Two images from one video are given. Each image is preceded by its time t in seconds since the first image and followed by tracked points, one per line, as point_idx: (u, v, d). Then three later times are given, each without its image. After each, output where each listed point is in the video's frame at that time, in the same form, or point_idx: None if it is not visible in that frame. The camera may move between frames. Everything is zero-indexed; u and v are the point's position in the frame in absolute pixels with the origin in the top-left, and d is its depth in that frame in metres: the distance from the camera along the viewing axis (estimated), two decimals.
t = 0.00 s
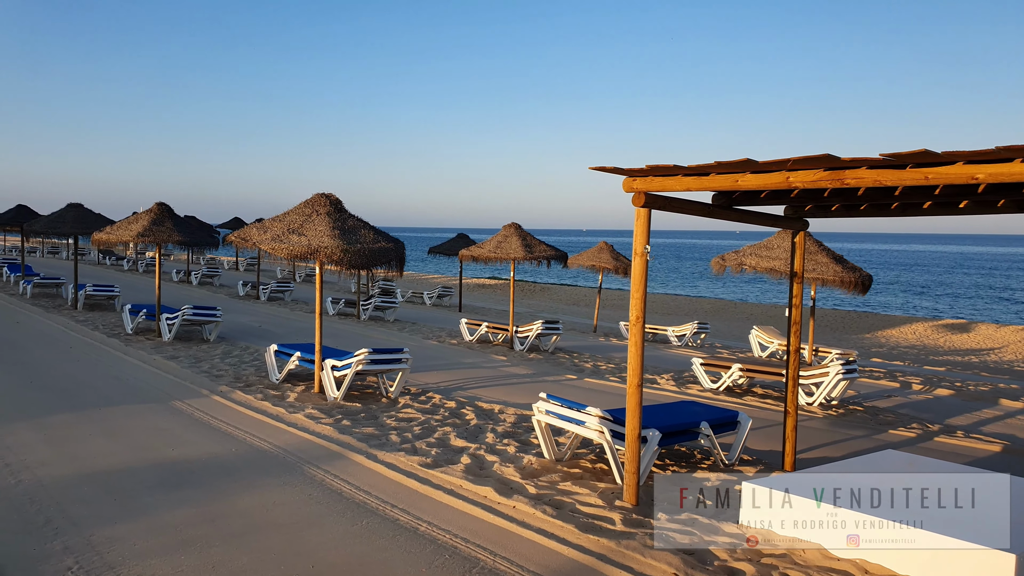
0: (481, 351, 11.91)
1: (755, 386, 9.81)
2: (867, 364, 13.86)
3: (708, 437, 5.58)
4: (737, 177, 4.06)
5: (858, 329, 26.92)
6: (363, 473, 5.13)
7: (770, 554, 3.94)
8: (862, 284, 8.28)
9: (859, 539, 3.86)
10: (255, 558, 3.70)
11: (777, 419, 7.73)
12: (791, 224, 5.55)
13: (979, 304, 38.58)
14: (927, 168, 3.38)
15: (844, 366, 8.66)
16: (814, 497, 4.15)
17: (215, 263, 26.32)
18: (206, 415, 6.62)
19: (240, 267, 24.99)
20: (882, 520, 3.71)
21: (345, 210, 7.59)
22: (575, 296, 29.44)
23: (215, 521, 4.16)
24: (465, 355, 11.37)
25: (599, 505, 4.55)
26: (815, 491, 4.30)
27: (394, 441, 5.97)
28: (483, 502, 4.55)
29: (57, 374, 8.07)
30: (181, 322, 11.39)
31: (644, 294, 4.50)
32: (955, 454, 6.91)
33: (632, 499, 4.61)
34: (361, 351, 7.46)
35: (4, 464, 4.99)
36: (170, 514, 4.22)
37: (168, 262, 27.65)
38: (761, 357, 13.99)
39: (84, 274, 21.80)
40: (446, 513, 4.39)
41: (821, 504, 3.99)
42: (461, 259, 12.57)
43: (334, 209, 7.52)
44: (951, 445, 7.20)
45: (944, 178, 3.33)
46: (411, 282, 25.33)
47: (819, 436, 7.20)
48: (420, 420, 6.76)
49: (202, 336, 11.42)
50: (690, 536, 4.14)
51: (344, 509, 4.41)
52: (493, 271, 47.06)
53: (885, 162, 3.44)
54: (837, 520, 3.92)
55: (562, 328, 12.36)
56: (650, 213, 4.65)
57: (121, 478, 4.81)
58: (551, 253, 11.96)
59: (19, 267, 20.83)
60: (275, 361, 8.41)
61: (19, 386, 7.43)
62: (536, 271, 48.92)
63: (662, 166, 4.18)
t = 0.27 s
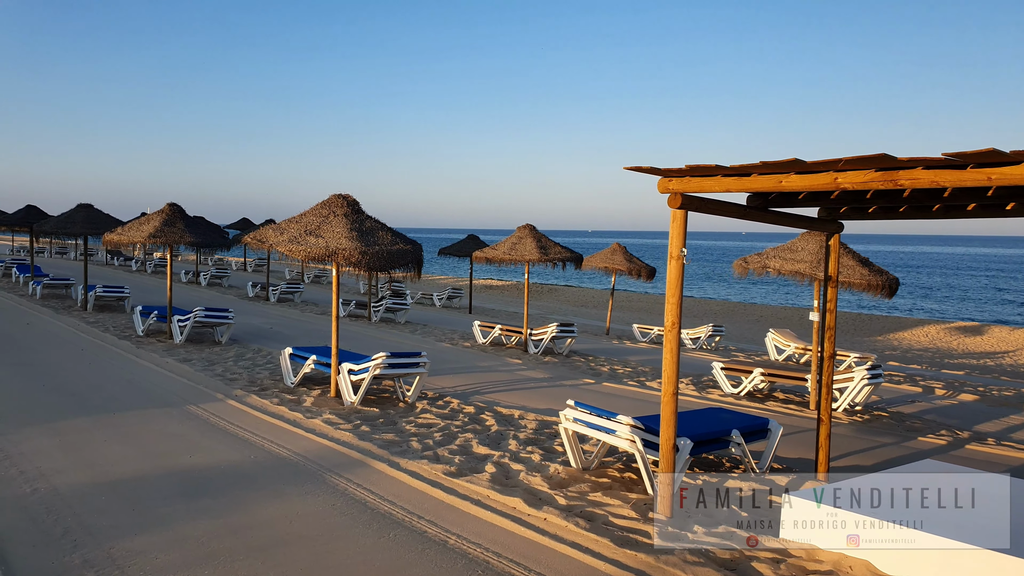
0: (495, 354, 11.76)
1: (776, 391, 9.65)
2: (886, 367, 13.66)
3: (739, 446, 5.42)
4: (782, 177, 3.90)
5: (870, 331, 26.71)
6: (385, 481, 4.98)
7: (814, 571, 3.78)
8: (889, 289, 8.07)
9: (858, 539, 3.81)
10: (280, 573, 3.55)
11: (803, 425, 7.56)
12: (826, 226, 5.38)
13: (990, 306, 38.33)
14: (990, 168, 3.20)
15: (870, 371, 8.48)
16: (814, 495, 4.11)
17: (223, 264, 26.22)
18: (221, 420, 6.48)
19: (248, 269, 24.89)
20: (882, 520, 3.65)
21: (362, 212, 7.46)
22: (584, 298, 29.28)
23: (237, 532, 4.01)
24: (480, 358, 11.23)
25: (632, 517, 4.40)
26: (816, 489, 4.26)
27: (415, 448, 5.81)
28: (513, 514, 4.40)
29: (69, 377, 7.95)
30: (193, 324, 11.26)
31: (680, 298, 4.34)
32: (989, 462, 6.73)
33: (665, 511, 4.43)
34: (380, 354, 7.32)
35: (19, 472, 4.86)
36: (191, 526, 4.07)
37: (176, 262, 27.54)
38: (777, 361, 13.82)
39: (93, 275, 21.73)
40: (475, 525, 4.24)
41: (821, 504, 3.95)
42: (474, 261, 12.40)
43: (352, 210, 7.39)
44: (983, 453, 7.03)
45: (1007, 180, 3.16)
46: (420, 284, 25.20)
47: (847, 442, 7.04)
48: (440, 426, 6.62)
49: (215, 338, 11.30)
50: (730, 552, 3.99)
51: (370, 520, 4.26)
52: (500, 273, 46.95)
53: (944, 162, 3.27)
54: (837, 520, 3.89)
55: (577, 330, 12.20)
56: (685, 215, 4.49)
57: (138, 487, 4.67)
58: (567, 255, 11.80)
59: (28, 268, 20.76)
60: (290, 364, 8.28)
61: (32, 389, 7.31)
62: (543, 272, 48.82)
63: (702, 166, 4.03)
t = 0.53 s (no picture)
0: (507, 355, 11.62)
1: (793, 393, 9.49)
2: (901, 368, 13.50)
3: (767, 450, 5.27)
4: (821, 174, 3.76)
5: (879, 331, 26.53)
6: (406, 489, 4.83)
7: None
8: (912, 290, 7.92)
9: (856, 539, 3.92)
10: None
11: (826, 429, 7.41)
12: (857, 226, 5.23)
13: (997, 306, 38.12)
14: None
15: (892, 373, 8.32)
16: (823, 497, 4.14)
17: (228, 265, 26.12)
18: (234, 425, 6.33)
19: (254, 270, 24.78)
20: (882, 521, 3.76)
21: (376, 212, 7.34)
22: (590, 299, 29.14)
23: (257, 544, 3.86)
24: (491, 359, 11.09)
25: (664, 527, 4.25)
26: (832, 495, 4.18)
27: (434, 454, 5.66)
28: (540, 523, 4.25)
29: (78, 381, 7.81)
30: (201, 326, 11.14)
31: (713, 300, 4.20)
32: (1019, 467, 6.57)
33: (699, 521, 4.29)
34: (393, 356, 7.17)
35: (29, 480, 4.72)
36: (208, 537, 3.93)
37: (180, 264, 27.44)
38: (790, 361, 13.67)
39: (98, 276, 21.62)
40: (503, 536, 4.09)
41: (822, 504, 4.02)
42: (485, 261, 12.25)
43: (365, 211, 7.26)
44: (1012, 457, 6.87)
45: None
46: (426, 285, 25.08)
47: (873, 445, 6.88)
48: (457, 431, 6.47)
49: (223, 340, 11.16)
50: (770, 565, 3.83)
51: (393, 530, 4.11)
52: (505, 273, 46.86)
53: (1001, 159, 3.13)
54: (838, 520, 3.97)
55: (589, 332, 12.06)
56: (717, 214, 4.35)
57: (152, 495, 4.53)
58: (579, 256, 11.66)
59: (32, 269, 20.65)
60: (301, 367, 8.14)
61: (40, 393, 7.17)
62: (548, 273, 48.68)
63: (738, 164, 3.89)
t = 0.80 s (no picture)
0: (515, 357, 11.46)
1: (808, 395, 9.34)
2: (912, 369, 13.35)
3: (795, 455, 5.13)
4: (867, 168, 3.61)
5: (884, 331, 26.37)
6: (425, 496, 4.66)
7: None
8: (933, 290, 7.77)
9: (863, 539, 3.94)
10: None
11: (847, 432, 7.25)
12: (890, 224, 5.07)
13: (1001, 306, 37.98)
14: None
15: (911, 375, 8.17)
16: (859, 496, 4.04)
17: (230, 265, 25.93)
18: (244, 429, 6.16)
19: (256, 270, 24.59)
20: (885, 520, 3.80)
21: (388, 211, 7.19)
22: (593, 300, 29.00)
23: (274, 556, 3.69)
24: (500, 361, 10.93)
25: (696, 536, 4.08)
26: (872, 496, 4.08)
27: (451, 459, 5.50)
28: (568, 532, 4.08)
29: (82, 383, 7.64)
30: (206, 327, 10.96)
31: (748, 301, 4.05)
32: None
33: (732, 530, 4.11)
34: (406, 359, 7.05)
35: (35, 487, 4.55)
36: (223, 549, 3.76)
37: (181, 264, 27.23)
38: (800, 363, 13.53)
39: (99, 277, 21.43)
40: (530, 546, 3.92)
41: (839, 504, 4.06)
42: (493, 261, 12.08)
43: (377, 210, 7.11)
44: None
45: None
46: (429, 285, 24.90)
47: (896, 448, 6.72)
48: (472, 434, 6.31)
49: (227, 341, 11.00)
50: None
51: (415, 541, 3.94)
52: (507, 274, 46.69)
53: None
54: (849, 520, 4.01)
55: (598, 332, 11.90)
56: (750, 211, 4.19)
57: (163, 503, 4.36)
58: (588, 255, 11.50)
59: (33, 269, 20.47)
60: (310, 369, 7.97)
61: (43, 396, 7.00)
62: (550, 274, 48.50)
63: (779, 157, 3.74)
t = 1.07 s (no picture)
0: (524, 361, 11.27)
1: (825, 401, 9.16)
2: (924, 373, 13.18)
3: (829, 467, 4.94)
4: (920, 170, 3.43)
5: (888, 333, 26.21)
6: (447, 510, 4.48)
7: None
8: (956, 295, 7.59)
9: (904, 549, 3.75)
10: None
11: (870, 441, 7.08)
12: (927, 228, 4.89)
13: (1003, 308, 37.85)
14: None
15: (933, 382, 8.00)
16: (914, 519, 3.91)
17: (230, 267, 25.71)
18: (253, 437, 5.97)
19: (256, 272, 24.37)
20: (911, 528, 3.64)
21: (400, 213, 7.00)
22: (594, 302, 28.81)
23: None
24: (509, 365, 10.74)
25: (735, 556, 3.90)
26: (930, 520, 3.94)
27: (470, 470, 5.31)
28: (600, 551, 3.90)
29: (85, 389, 7.44)
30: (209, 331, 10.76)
31: (789, 308, 3.86)
32: None
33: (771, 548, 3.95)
34: (420, 366, 6.83)
35: (41, 501, 4.37)
36: (239, 570, 3.57)
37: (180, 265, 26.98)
38: (811, 367, 13.35)
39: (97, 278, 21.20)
40: (562, 566, 3.74)
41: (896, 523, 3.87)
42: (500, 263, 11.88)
43: (389, 212, 6.92)
44: None
45: None
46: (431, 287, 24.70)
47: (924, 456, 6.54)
48: (488, 443, 6.12)
49: (231, 345, 10.79)
50: None
51: (441, 560, 3.76)
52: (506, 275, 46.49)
53: None
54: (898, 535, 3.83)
55: (608, 336, 11.71)
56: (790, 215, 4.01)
57: (175, 518, 4.18)
58: (598, 258, 11.32)
59: (31, 270, 20.23)
60: (318, 375, 7.78)
61: (46, 403, 6.81)
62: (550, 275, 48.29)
63: (827, 157, 3.56)
